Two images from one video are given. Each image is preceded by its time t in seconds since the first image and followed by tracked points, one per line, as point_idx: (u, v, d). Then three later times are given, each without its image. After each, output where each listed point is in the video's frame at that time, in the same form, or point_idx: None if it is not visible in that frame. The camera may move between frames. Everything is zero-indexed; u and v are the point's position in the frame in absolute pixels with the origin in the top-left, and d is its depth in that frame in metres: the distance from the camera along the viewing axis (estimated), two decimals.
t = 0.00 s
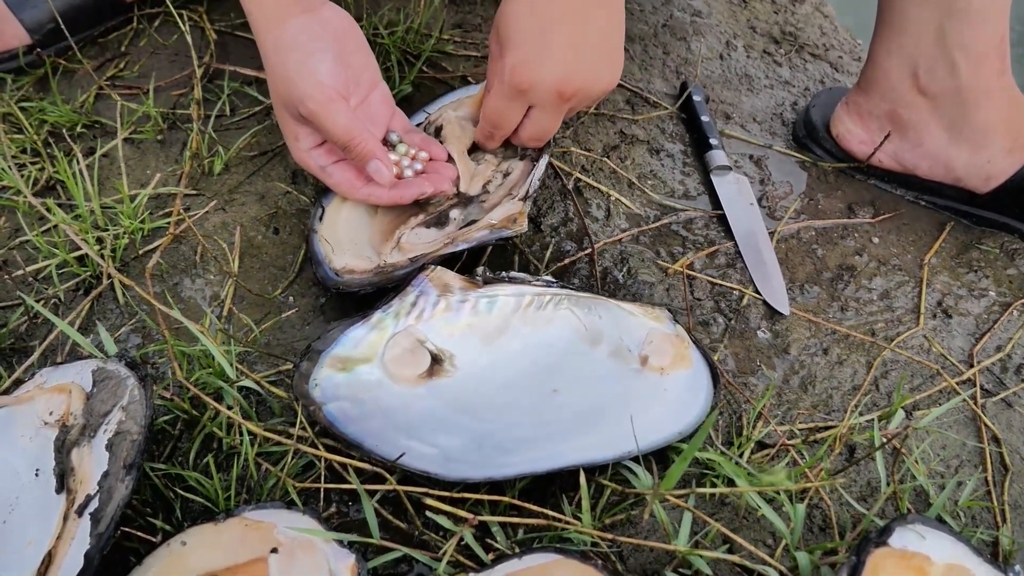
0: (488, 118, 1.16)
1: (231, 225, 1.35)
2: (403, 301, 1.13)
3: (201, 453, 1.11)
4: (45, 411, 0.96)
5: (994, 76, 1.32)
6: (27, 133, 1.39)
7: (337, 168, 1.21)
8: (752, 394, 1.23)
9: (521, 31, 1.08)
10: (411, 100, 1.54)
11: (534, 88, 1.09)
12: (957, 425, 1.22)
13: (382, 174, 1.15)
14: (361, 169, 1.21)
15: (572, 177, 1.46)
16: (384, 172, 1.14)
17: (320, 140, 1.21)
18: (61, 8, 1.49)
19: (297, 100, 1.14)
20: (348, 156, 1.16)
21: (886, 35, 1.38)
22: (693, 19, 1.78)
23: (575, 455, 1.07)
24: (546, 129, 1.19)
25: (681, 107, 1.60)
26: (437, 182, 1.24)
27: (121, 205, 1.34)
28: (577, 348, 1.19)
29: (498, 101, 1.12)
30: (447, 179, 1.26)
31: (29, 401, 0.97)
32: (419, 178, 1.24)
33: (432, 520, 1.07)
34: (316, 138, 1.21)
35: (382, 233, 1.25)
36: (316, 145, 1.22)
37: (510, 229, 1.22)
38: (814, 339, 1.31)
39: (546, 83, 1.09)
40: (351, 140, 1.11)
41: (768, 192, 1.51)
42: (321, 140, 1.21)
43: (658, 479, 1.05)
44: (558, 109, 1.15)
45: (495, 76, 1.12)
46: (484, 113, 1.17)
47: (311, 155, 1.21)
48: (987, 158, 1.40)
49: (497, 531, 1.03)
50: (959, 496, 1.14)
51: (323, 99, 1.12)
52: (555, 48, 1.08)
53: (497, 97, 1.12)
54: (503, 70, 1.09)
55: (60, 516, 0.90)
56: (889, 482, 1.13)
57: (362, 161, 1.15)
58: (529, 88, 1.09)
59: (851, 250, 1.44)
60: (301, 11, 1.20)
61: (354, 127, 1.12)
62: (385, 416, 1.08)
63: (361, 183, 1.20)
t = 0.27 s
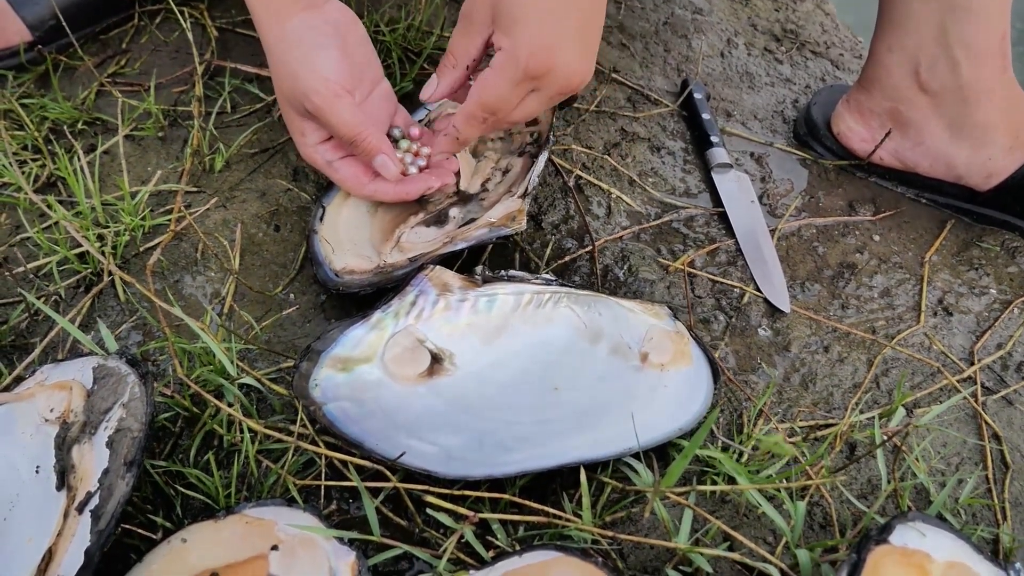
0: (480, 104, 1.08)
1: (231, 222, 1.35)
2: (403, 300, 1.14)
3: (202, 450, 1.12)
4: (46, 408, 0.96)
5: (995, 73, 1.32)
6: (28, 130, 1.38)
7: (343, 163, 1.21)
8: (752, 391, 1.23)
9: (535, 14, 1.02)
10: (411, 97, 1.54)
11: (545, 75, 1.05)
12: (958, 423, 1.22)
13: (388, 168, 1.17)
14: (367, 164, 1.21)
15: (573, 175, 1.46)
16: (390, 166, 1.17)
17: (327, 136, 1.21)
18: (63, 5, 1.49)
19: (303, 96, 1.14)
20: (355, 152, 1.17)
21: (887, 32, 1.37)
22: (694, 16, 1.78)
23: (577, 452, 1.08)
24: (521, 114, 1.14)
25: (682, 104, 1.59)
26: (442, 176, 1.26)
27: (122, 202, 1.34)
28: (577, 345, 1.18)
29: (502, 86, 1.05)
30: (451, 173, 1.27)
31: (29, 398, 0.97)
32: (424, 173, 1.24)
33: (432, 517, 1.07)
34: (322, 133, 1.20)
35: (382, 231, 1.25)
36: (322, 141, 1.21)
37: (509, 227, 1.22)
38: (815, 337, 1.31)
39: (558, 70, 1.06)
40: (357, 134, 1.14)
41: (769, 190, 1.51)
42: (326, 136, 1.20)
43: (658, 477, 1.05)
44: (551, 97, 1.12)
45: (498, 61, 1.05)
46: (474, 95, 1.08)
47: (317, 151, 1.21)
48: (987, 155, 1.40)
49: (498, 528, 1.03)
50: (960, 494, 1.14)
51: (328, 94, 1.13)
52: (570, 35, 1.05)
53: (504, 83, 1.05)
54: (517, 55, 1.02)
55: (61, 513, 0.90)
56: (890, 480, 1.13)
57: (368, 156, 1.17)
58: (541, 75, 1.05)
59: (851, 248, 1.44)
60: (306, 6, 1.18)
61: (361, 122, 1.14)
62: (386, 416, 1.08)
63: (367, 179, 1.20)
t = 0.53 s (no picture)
0: (520, 114, 1.13)
1: (232, 219, 1.34)
2: (405, 295, 1.14)
3: (202, 448, 1.11)
4: (46, 405, 0.95)
5: (996, 71, 1.31)
6: (29, 127, 1.38)
7: (327, 161, 1.21)
8: (753, 389, 1.23)
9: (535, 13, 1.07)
10: (412, 95, 1.54)
11: (567, 59, 1.10)
12: (959, 421, 1.22)
13: (370, 170, 1.15)
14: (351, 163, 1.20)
15: (574, 172, 1.46)
16: (373, 168, 1.14)
17: (311, 133, 1.22)
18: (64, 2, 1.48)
19: (287, 93, 1.15)
20: (338, 150, 1.16)
21: (887, 30, 1.37)
22: (695, 14, 1.78)
23: (576, 451, 1.07)
24: (561, 109, 1.19)
25: (683, 102, 1.59)
26: (425, 173, 1.21)
27: (122, 199, 1.34)
28: (578, 342, 1.18)
29: (532, 87, 1.11)
30: (435, 167, 1.23)
31: (30, 395, 0.97)
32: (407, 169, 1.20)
33: (433, 515, 1.06)
34: (307, 131, 1.22)
35: (383, 227, 1.24)
36: (306, 138, 1.22)
37: (512, 225, 1.22)
38: (816, 335, 1.31)
39: (577, 52, 1.11)
40: (340, 134, 1.12)
41: (770, 187, 1.51)
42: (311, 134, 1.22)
43: (659, 475, 1.05)
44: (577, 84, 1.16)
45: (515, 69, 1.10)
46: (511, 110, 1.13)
47: (302, 149, 1.22)
48: (989, 154, 1.39)
49: (498, 526, 1.03)
50: (961, 492, 1.14)
51: (312, 94, 1.13)
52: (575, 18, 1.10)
53: (532, 82, 1.10)
54: (534, 53, 1.07)
55: (61, 510, 0.90)
56: (891, 478, 1.13)
57: (351, 156, 1.15)
58: (562, 60, 1.10)
59: (852, 246, 1.43)
60: (296, 5, 1.21)
61: (343, 122, 1.13)
62: (387, 411, 1.08)
63: (350, 178, 1.19)
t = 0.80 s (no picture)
0: (520, 125, 1.17)
1: (232, 218, 1.34)
2: (406, 292, 1.13)
3: (202, 446, 1.11)
4: (45, 403, 0.95)
5: (997, 71, 1.31)
6: (29, 126, 1.38)
7: (325, 159, 1.20)
8: (754, 388, 1.23)
9: (537, 27, 1.14)
10: (412, 93, 1.54)
11: (569, 70, 1.15)
12: (960, 421, 1.22)
13: (369, 168, 1.14)
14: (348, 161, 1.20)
15: (575, 171, 1.46)
16: (371, 166, 1.13)
17: (308, 133, 1.22)
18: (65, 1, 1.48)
19: (284, 93, 1.15)
20: (335, 149, 1.16)
21: (888, 30, 1.37)
22: (695, 13, 1.77)
23: (576, 451, 1.07)
24: (563, 122, 1.22)
25: (684, 101, 1.59)
26: (426, 169, 1.19)
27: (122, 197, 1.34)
28: (580, 342, 1.18)
29: (532, 99, 1.15)
30: (436, 162, 1.20)
31: (29, 393, 0.96)
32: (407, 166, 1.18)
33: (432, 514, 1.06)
34: (304, 130, 1.22)
35: (384, 223, 1.24)
36: (304, 138, 1.22)
37: (514, 226, 1.22)
38: (816, 334, 1.30)
39: (578, 62, 1.15)
40: (337, 133, 1.12)
41: (770, 186, 1.51)
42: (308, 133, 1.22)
43: (659, 475, 1.05)
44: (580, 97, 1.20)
45: (516, 79, 1.15)
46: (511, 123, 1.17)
47: (300, 148, 1.22)
48: (990, 153, 1.39)
49: (498, 525, 1.02)
50: (961, 491, 1.14)
51: (309, 94, 1.13)
52: (575, 30, 1.15)
53: (532, 92, 1.14)
54: (535, 62, 1.13)
55: (60, 509, 0.90)
56: (891, 477, 1.13)
57: (349, 154, 1.14)
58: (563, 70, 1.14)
59: (853, 245, 1.43)
60: (291, 3, 1.21)
61: (340, 121, 1.12)
62: (387, 409, 1.08)
63: (349, 176, 1.19)
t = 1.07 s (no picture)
0: (522, 140, 1.16)
1: (234, 217, 1.35)
2: (406, 293, 1.13)
3: (204, 445, 1.12)
4: (48, 402, 0.95)
5: (996, 71, 1.32)
6: (32, 125, 1.38)
7: (327, 160, 1.21)
8: (753, 387, 1.23)
9: (539, 43, 1.09)
10: (413, 93, 1.54)
11: (572, 91, 1.11)
12: (958, 419, 1.23)
13: (370, 169, 1.15)
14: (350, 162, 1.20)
15: (575, 171, 1.46)
16: (372, 167, 1.14)
17: (310, 134, 1.22)
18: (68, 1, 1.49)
19: (286, 95, 1.15)
20: (337, 150, 1.16)
21: (887, 30, 1.37)
22: (695, 13, 1.78)
23: (576, 449, 1.07)
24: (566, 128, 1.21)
25: (684, 100, 1.59)
26: (427, 172, 1.21)
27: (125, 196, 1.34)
28: (578, 341, 1.19)
29: (535, 116, 1.13)
30: (436, 165, 1.22)
31: (31, 392, 0.97)
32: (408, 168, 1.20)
33: (432, 513, 1.07)
34: (306, 131, 1.22)
35: (384, 224, 1.24)
36: (306, 139, 1.23)
37: (512, 226, 1.22)
38: (815, 333, 1.31)
39: (582, 80, 1.11)
40: (339, 135, 1.12)
41: (770, 185, 1.51)
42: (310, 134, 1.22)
43: (658, 474, 1.05)
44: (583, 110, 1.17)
45: (517, 96, 1.12)
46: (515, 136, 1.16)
47: (301, 149, 1.23)
48: (988, 153, 1.39)
49: (498, 523, 1.03)
50: (959, 490, 1.15)
51: (311, 96, 1.13)
52: (579, 47, 1.10)
53: (534, 111, 1.12)
54: (537, 85, 1.09)
55: (63, 507, 0.90)
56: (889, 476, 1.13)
57: (351, 156, 1.15)
58: (566, 91, 1.10)
59: (852, 244, 1.44)
60: (292, 4, 1.21)
61: (342, 122, 1.12)
62: (387, 409, 1.08)
63: (351, 177, 1.19)
